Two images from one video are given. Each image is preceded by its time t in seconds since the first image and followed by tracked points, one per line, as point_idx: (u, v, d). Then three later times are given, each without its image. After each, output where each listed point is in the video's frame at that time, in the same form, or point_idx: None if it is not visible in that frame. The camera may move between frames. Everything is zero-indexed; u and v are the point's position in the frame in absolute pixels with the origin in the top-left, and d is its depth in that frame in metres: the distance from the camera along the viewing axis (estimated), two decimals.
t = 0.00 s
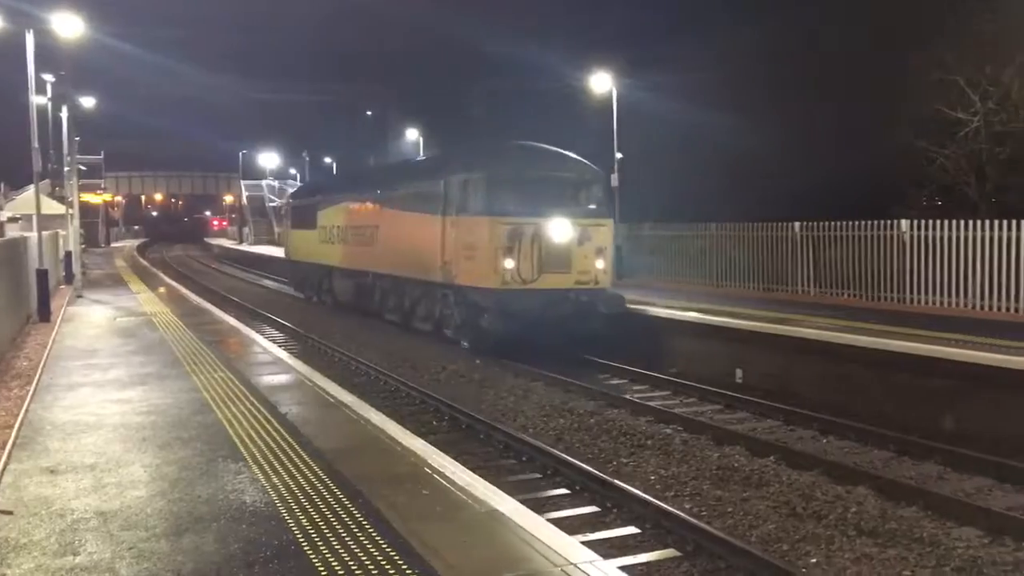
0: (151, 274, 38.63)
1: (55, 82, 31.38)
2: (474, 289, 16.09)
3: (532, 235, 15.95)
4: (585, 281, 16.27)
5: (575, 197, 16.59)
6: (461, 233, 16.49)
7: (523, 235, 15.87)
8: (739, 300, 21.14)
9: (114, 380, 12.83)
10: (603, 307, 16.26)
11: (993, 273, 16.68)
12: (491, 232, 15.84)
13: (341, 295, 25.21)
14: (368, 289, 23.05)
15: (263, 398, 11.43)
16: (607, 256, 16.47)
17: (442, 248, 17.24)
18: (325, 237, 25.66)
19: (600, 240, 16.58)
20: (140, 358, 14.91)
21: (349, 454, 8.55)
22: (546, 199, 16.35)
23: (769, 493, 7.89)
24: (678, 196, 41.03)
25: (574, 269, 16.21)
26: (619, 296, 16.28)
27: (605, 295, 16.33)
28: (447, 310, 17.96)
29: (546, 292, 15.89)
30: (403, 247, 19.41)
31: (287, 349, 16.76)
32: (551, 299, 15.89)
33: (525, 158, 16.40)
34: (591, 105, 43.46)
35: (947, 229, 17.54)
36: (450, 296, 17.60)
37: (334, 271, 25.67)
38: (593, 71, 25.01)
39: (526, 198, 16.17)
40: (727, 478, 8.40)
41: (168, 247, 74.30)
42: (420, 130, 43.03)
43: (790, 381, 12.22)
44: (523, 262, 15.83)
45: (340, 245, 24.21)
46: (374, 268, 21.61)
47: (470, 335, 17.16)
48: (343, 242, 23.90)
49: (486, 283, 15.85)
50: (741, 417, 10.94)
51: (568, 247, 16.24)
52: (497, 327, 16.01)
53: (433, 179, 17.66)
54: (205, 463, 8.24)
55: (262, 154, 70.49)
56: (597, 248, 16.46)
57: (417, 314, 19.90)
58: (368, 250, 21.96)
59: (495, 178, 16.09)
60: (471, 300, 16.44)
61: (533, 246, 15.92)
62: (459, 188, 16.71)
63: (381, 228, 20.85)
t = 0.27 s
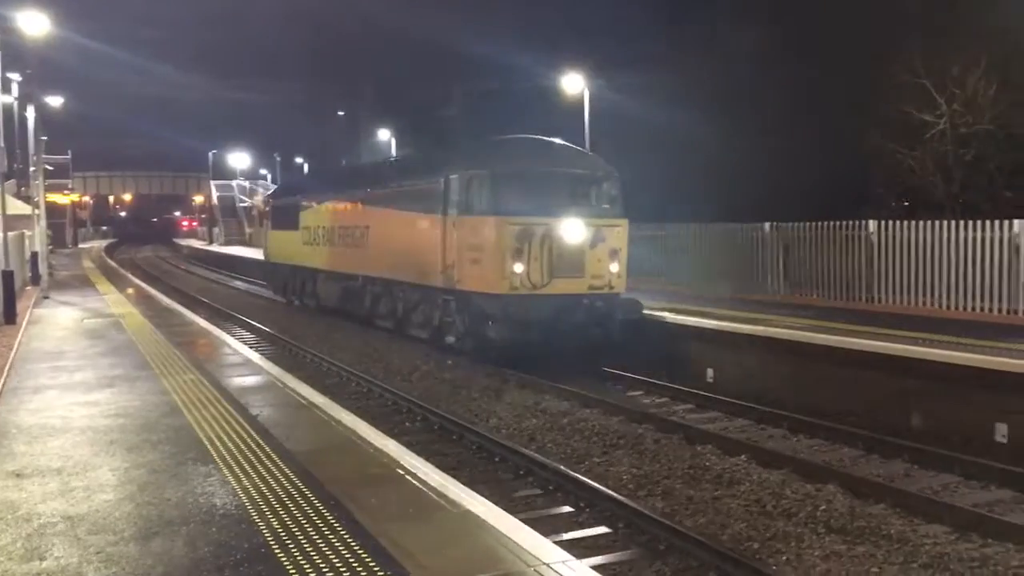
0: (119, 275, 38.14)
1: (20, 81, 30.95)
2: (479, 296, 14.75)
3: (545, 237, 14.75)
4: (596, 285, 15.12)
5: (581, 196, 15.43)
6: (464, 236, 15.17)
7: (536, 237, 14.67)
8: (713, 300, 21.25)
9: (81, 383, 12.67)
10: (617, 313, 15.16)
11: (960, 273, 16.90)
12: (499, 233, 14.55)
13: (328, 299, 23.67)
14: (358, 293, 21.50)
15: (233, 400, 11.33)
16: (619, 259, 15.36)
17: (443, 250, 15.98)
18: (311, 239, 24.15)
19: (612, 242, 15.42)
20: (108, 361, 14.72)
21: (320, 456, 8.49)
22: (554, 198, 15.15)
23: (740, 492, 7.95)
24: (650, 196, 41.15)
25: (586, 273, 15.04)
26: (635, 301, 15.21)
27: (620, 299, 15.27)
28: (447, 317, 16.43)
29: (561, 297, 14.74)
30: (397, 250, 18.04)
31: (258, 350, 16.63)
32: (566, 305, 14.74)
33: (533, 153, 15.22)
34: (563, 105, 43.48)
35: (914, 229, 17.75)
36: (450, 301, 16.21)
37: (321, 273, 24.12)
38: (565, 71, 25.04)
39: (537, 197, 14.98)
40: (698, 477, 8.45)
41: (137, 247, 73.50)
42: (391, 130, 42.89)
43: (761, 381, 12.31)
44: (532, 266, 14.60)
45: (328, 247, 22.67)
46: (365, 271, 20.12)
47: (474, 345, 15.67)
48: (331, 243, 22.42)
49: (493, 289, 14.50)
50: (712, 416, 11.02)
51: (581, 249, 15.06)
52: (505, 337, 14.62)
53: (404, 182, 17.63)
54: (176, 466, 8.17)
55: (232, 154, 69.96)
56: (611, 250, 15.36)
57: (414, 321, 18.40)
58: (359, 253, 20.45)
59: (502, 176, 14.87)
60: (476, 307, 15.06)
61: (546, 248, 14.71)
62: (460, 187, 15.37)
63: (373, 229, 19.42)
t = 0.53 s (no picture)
0: (83, 276, 37.57)
1: None
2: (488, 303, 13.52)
3: (559, 239, 13.52)
4: (614, 291, 13.86)
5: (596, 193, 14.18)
6: (471, 238, 13.92)
7: (549, 239, 13.45)
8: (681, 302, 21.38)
9: (45, 386, 12.48)
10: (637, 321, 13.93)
11: (925, 275, 17.11)
12: (510, 235, 13.32)
13: (312, 303, 22.24)
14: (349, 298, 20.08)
15: (201, 402, 11.23)
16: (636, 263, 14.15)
17: (445, 253, 14.73)
18: (295, 241, 22.59)
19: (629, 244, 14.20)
20: (73, 363, 14.52)
21: (290, 459, 8.43)
22: (570, 196, 13.89)
23: (709, 491, 8.00)
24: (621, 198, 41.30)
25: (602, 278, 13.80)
26: (655, 308, 14.04)
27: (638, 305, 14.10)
28: (449, 326, 15.17)
29: (576, 303, 13.51)
30: (392, 252, 16.71)
31: (226, 352, 16.49)
32: (582, 313, 13.51)
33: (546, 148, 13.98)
34: (534, 106, 43.52)
35: (880, 231, 17.95)
36: (453, 307, 14.93)
37: (304, 276, 22.59)
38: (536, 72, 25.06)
39: (550, 196, 13.74)
40: (668, 476, 8.50)
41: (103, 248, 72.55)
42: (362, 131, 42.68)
43: (730, 381, 12.40)
44: (547, 271, 13.36)
45: (315, 249, 21.15)
46: (357, 275, 18.70)
47: (481, 355, 14.42)
48: (317, 245, 20.91)
49: (504, 296, 13.27)
50: (682, 416, 11.08)
51: (598, 252, 13.82)
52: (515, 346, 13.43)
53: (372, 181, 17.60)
54: (142, 469, 8.08)
55: (200, 154, 69.28)
56: (628, 253, 14.16)
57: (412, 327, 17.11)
58: (349, 255, 19.02)
59: (511, 174, 13.62)
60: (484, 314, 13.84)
61: (561, 251, 13.49)
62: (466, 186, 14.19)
63: (365, 230, 18.00)
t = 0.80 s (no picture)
0: (51, 276, 37.08)
1: None
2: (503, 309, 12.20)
3: (583, 241, 12.11)
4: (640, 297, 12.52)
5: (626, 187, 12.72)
6: (484, 239, 12.57)
7: (572, 240, 12.04)
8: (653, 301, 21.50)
9: (12, 386, 12.30)
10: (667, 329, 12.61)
11: (895, 275, 17.27)
12: (529, 234, 11.97)
13: (301, 308, 20.98)
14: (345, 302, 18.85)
15: (171, 402, 11.11)
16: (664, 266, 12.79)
17: (455, 255, 13.35)
18: (282, 241, 21.14)
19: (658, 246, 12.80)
20: (40, 363, 14.30)
21: (261, 459, 8.36)
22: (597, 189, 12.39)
23: (681, 490, 8.05)
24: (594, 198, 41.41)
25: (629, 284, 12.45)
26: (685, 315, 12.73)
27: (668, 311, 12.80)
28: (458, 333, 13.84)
29: (604, 312, 12.15)
30: (395, 254, 15.31)
31: (196, 352, 16.32)
32: (609, 322, 12.14)
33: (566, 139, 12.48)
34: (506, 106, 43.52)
35: (850, 232, 18.10)
36: (464, 313, 13.59)
37: (292, 279, 21.21)
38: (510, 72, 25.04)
39: (574, 192, 12.28)
40: (640, 475, 8.53)
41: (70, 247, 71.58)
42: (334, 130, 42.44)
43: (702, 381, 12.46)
44: (570, 274, 11.97)
45: (306, 250, 19.71)
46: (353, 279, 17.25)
47: (493, 368, 13.13)
48: (308, 246, 19.48)
49: (521, 302, 11.95)
50: (655, 415, 11.12)
51: (624, 255, 12.42)
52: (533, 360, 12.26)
53: (343, 181, 17.62)
54: (110, 470, 7.99)
55: (170, 152, 68.60)
56: (657, 254, 12.77)
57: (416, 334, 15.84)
58: (344, 258, 17.60)
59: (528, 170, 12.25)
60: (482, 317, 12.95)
61: (585, 254, 12.09)
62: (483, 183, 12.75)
63: (363, 229, 16.56)
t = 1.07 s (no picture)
0: (30, 274, 36.77)
1: None
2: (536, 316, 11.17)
3: (624, 241, 11.09)
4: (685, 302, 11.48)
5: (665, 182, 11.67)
6: (517, 239, 11.55)
7: (614, 240, 11.02)
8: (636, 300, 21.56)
9: None
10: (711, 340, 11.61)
11: (877, 273, 17.36)
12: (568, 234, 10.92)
13: (300, 309, 19.97)
14: (350, 305, 17.83)
15: (151, 401, 11.03)
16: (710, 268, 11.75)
17: (481, 256, 12.32)
18: (281, 239, 19.99)
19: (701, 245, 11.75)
20: (19, 362, 14.17)
21: (243, 458, 8.32)
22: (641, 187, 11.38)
23: (663, 487, 8.07)
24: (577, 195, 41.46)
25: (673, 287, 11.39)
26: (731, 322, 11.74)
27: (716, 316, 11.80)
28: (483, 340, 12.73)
29: (648, 318, 11.16)
30: (411, 254, 14.23)
31: (177, 350, 16.22)
32: (653, 329, 11.16)
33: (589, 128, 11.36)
34: (490, 103, 43.42)
35: (832, 231, 18.18)
36: (491, 320, 12.53)
37: (292, 278, 20.11)
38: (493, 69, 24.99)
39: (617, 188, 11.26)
40: (623, 473, 8.55)
41: (49, 244, 70.97)
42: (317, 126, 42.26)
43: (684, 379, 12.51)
44: (612, 278, 10.96)
45: (308, 249, 18.56)
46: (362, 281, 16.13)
47: (522, 379, 12.08)
48: (310, 245, 18.32)
49: (558, 308, 10.90)
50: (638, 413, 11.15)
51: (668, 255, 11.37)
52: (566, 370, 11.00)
53: (325, 178, 17.52)
54: (90, 469, 7.94)
55: (151, 148, 68.15)
56: (703, 255, 11.74)
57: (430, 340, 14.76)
58: (353, 258, 16.49)
59: (526, 168, 11.58)
60: (479, 315, 12.71)
61: (626, 255, 11.07)
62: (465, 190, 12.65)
63: (374, 228, 15.48)
